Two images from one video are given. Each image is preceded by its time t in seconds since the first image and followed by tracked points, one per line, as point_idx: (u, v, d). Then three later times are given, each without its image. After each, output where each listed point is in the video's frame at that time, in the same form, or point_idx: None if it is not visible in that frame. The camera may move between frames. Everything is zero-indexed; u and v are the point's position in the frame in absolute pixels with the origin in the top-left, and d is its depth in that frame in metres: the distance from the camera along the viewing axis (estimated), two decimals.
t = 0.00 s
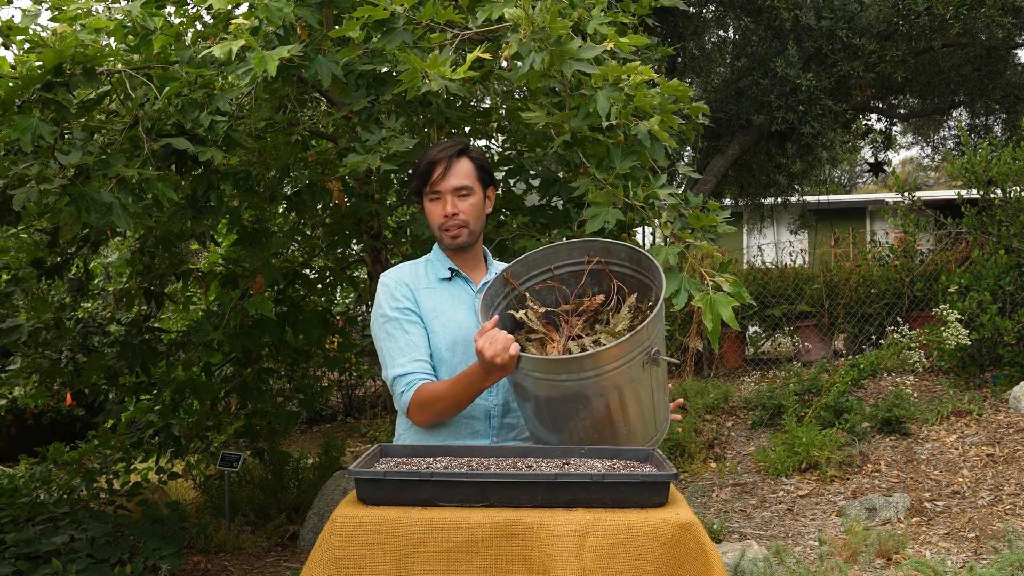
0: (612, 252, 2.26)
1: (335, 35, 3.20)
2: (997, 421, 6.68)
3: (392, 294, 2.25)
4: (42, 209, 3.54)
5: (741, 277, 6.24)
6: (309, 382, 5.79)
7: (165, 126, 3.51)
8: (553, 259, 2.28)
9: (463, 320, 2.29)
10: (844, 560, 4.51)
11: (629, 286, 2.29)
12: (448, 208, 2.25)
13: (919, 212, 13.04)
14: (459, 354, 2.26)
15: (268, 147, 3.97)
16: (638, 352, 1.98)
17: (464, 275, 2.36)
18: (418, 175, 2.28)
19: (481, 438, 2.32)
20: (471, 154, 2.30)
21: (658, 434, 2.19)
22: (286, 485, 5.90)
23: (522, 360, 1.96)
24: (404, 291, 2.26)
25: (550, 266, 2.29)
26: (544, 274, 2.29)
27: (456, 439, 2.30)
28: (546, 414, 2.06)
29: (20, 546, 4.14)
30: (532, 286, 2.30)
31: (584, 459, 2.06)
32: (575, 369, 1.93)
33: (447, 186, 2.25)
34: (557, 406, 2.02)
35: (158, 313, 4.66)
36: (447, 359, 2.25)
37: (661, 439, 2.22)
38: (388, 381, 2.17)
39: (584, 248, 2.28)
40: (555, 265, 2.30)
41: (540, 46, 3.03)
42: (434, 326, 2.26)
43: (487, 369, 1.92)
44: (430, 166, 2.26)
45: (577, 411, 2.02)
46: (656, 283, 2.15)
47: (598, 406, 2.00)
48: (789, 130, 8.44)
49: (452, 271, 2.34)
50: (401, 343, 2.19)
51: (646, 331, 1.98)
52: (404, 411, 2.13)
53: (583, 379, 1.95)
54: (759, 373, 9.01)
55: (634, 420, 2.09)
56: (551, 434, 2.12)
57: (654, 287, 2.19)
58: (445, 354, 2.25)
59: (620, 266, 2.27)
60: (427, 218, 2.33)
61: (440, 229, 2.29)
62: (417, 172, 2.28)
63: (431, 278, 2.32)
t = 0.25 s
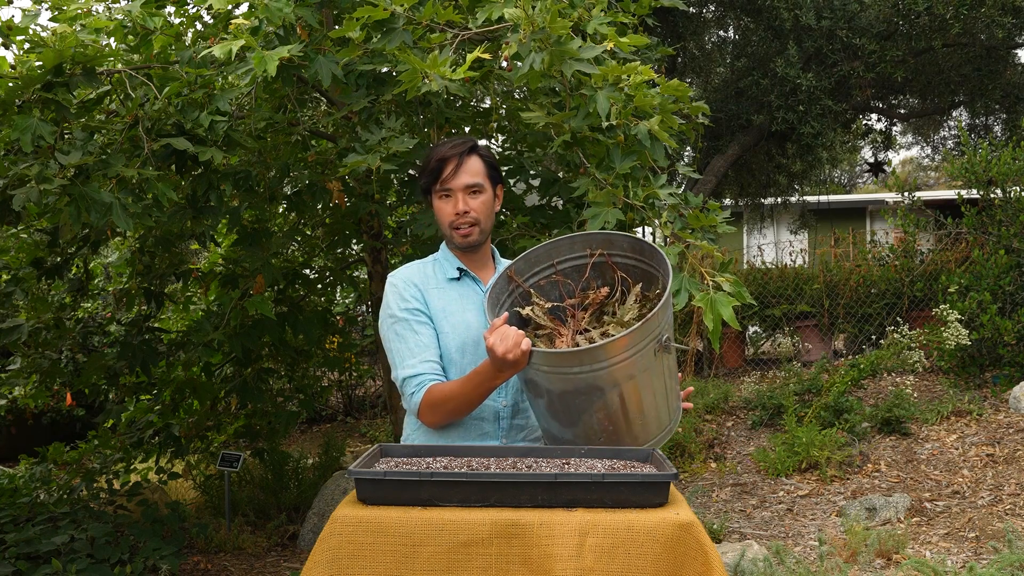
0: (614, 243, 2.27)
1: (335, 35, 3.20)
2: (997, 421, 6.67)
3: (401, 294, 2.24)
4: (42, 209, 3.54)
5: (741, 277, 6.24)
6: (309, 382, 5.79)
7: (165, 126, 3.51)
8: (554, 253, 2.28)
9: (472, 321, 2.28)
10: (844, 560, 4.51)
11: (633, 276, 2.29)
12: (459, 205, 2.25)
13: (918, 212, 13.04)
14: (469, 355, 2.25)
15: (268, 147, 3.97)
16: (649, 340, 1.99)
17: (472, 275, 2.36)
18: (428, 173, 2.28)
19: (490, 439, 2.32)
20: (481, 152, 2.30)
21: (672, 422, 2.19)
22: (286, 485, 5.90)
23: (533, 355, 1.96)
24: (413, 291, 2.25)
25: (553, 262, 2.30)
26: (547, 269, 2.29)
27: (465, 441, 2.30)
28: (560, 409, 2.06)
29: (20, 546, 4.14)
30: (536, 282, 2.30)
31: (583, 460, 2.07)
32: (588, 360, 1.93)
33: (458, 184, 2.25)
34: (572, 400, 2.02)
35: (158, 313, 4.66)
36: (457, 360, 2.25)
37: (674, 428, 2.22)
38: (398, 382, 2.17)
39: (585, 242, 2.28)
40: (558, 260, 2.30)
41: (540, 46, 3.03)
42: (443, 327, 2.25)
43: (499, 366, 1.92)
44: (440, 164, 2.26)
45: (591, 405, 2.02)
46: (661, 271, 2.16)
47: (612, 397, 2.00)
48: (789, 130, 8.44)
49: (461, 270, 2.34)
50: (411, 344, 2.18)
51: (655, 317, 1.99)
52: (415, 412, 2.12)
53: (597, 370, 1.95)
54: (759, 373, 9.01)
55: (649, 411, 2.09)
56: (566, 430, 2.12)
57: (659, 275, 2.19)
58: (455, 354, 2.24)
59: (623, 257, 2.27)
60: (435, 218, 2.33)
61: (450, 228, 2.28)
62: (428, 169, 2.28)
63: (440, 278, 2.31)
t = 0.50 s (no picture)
0: (608, 243, 2.28)
1: (335, 35, 3.20)
2: (997, 421, 6.67)
3: (409, 295, 2.24)
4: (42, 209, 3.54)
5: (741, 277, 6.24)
6: (309, 382, 5.79)
7: (165, 126, 3.51)
8: (549, 257, 2.28)
9: (480, 321, 2.28)
10: (844, 560, 4.51)
11: (628, 275, 2.31)
12: (476, 209, 2.24)
13: (918, 212, 13.04)
14: (478, 355, 2.26)
15: (268, 147, 3.97)
16: (654, 339, 2.00)
17: (480, 275, 2.36)
18: (444, 174, 2.23)
19: (500, 439, 2.32)
20: (495, 153, 2.28)
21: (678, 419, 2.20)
22: (286, 485, 5.90)
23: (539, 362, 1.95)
24: (421, 292, 2.25)
25: (547, 266, 2.29)
26: (542, 274, 2.29)
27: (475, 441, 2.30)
28: (567, 414, 2.05)
29: (20, 546, 4.14)
30: (533, 287, 2.29)
31: (583, 460, 2.06)
32: (596, 364, 1.93)
33: (475, 188, 2.23)
34: (580, 404, 2.01)
35: (158, 313, 4.66)
36: (466, 360, 2.25)
37: (679, 426, 2.23)
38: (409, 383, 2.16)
39: (578, 244, 2.28)
40: (552, 264, 2.30)
41: (540, 46, 3.03)
42: (452, 327, 2.25)
43: (503, 374, 1.91)
44: (458, 165, 2.22)
45: (599, 408, 2.02)
46: (660, 269, 2.18)
47: (621, 398, 2.01)
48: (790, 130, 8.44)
49: (468, 270, 2.34)
50: (420, 345, 2.18)
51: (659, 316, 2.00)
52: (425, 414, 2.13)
53: (604, 372, 1.95)
54: (759, 373, 9.01)
55: (655, 411, 2.09)
56: (573, 434, 2.11)
57: (656, 272, 2.21)
58: (464, 355, 2.25)
59: (618, 256, 2.29)
60: (446, 217, 2.30)
61: (464, 230, 2.27)
62: (444, 169, 2.24)
63: (447, 278, 2.31)
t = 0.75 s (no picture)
0: (622, 252, 2.28)
1: (335, 35, 3.20)
2: (997, 421, 6.67)
3: (409, 298, 2.24)
4: (42, 209, 3.54)
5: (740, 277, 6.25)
6: (309, 382, 5.79)
7: (165, 126, 3.51)
8: (562, 266, 2.29)
9: (481, 323, 2.28)
10: (844, 560, 4.51)
11: (641, 284, 2.30)
12: (491, 210, 2.24)
13: (918, 212, 13.04)
14: (479, 357, 2.26)
15: (268, 147, 3.97)
16: (659, 334, 2.00)
17: (481, 276, 2.35)
18: (462, 173, 2.22)
19: (503, 441, 2.32)
20: (507, 154, 2.29)
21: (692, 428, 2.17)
22: (286, 485, 5.90)
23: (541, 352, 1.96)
24: (421, 294, 2.25)
25: (562, 274, 2.30)
26: (554, 283, 2.29)
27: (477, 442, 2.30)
28: (572, 410, 2.05)
29: (20, 546, 4.14)
30: (545, 293, 2.30)
31: (583, 460, 2.06)
32: (597, 353, 1.93)
33: (491, 188, 2.23)
34: (585, 400, 2.01)
35: (158, 313, 4.66)
36: (468, 362, 2.25)
37: (691, 435, 2.20)
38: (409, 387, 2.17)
39: (593, 252, 2.29)
40: (567, 273, 2.30)
41: (540, 46, 3.03)
42: (452, 330, 2.25)
43: (507, 364, 1.94)
44: (477, 165, 2.22)
45: (604, 404, 2.01)
46: (670, 272, 2.17)
47: (626, 392, 2.00)
48: (790, 130, 8.44)
49: (469, 272, 2.33)
50: (421, 349, 2.18)
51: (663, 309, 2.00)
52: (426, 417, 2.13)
53: (607, 363, 1.95)
54: (759, 373, 9.01)
55: (663, 412, 2.07)
56: (580, 434, 2.10)
57: (668, 278, 2.20)
58: (464, 358, 2.25)
59: (631, 266, 2.29)
60: (456, 218, 2.28)
61: (477, 230, 2.27)
62: (460, 168, 2.22)
63: (448, 279, 2.30)
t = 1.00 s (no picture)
0: (622, 252, 2.28)
1: (335, 35, 3.20)
2: (997, 421, 6.67)
3: (410, 298, 2.24)
4: (42, 209, 3.54)
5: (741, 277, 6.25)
6: (309, 382, 5.79)
7: (165, 126, 3.51)
8: (562, 265, 2.29)
9: (481, 323, 2.28)
10: (844, 560, 4.51)
11: (642, 285, 2.30)
12: (493, 210, 2.24)
13: (918, 212, 13.04)
14: (480, 358, 2.26)
15: (268, 147, 3.97)
16: (662, 331, 2.00)
17: (481, 276, 2.35)
18: (464, 173, 2.22)
19: (504, 442, 2.32)
20: (508, 154, 2.29)
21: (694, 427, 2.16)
22: (286, 485, 5.90)
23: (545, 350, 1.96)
24: (422, 294, 2.25)
25: (563, 275, 2.30)
26: (554, 283, 2.29)
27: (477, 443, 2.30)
28: (574, 409, 2.04)
29: (20, 546, 4.14)
30: (546, 294, 2.29)
31: (583, 460, 2.06)
32: (600, 349, 1.93)
33: (493, 189, 2.23)
34: (588, 398, 2.00)
35: (158, 313, 4.66)
36: (469, 363, 2.25)
37: (692, 435, 2.20)
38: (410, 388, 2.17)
39: (593, 253, 2.29)
40: (568, 274, 2.30)
41: (540, 46, 3.03)
42: (453, 330, 2.25)
43: (510, 363, 1.94)
44: (480, 166, 2.21)
45: (606, 402, 2.01)
46: (671, 273, 2.17)
47: (629, 390, 1.99)
48: (790, 130, 8.44)
49: (470, 272, 2.33)
50: (421, 350, 2.18)
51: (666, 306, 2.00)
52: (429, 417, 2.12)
53: (610, 359, 1.95)
54: (759, 373, 9.01)
55: (665, 410, 2.07)
56: (581, 434, 2.09)
57: (669, 278, 2.20)
58: (465, 358, 2.25)
59: (631, 267, 2.29)
60: (457, 218, 2.28)
61: (479, 231, 2.27)
62: (463, 169, 2.22)
63: (448, 280, 2.30)
